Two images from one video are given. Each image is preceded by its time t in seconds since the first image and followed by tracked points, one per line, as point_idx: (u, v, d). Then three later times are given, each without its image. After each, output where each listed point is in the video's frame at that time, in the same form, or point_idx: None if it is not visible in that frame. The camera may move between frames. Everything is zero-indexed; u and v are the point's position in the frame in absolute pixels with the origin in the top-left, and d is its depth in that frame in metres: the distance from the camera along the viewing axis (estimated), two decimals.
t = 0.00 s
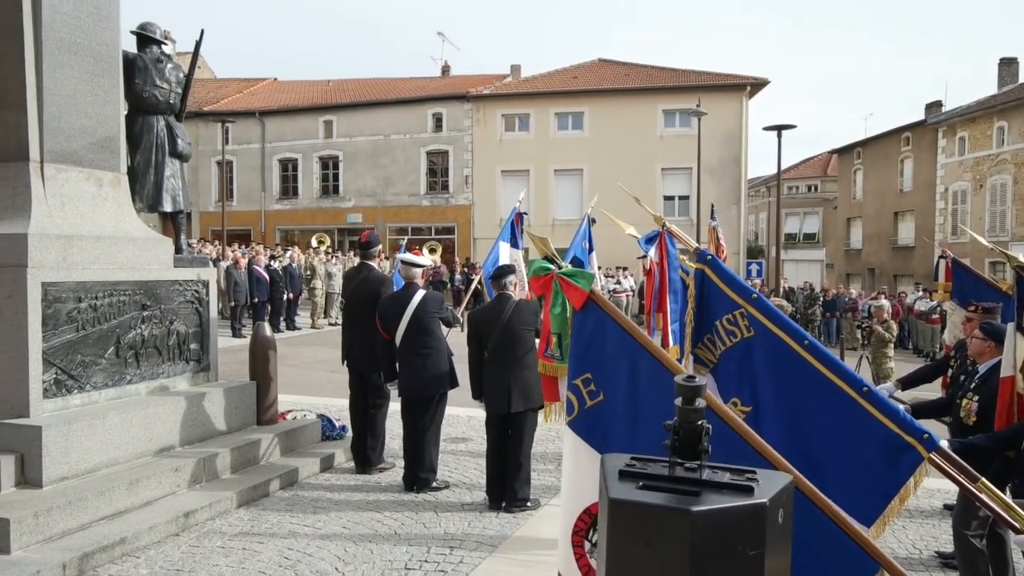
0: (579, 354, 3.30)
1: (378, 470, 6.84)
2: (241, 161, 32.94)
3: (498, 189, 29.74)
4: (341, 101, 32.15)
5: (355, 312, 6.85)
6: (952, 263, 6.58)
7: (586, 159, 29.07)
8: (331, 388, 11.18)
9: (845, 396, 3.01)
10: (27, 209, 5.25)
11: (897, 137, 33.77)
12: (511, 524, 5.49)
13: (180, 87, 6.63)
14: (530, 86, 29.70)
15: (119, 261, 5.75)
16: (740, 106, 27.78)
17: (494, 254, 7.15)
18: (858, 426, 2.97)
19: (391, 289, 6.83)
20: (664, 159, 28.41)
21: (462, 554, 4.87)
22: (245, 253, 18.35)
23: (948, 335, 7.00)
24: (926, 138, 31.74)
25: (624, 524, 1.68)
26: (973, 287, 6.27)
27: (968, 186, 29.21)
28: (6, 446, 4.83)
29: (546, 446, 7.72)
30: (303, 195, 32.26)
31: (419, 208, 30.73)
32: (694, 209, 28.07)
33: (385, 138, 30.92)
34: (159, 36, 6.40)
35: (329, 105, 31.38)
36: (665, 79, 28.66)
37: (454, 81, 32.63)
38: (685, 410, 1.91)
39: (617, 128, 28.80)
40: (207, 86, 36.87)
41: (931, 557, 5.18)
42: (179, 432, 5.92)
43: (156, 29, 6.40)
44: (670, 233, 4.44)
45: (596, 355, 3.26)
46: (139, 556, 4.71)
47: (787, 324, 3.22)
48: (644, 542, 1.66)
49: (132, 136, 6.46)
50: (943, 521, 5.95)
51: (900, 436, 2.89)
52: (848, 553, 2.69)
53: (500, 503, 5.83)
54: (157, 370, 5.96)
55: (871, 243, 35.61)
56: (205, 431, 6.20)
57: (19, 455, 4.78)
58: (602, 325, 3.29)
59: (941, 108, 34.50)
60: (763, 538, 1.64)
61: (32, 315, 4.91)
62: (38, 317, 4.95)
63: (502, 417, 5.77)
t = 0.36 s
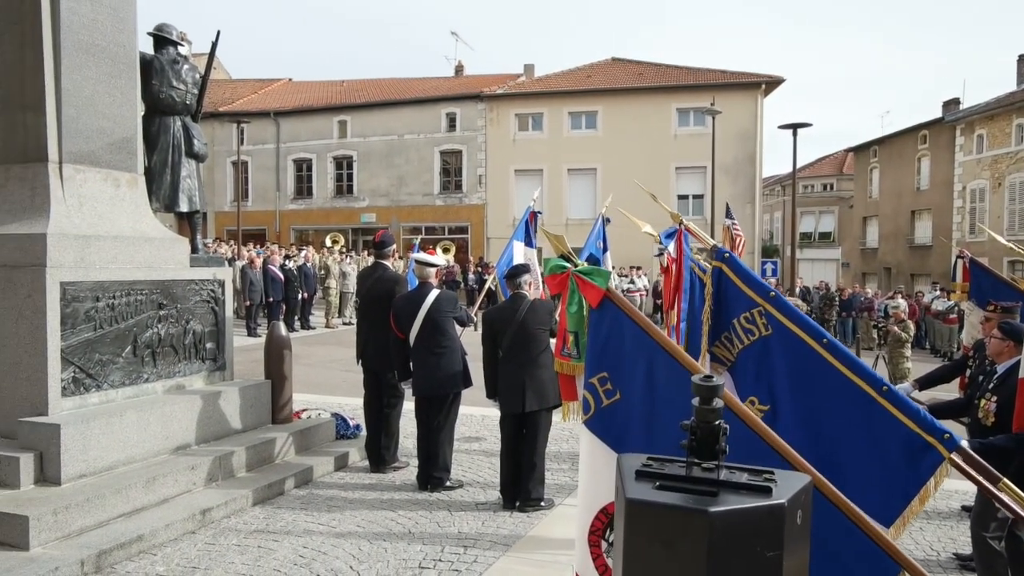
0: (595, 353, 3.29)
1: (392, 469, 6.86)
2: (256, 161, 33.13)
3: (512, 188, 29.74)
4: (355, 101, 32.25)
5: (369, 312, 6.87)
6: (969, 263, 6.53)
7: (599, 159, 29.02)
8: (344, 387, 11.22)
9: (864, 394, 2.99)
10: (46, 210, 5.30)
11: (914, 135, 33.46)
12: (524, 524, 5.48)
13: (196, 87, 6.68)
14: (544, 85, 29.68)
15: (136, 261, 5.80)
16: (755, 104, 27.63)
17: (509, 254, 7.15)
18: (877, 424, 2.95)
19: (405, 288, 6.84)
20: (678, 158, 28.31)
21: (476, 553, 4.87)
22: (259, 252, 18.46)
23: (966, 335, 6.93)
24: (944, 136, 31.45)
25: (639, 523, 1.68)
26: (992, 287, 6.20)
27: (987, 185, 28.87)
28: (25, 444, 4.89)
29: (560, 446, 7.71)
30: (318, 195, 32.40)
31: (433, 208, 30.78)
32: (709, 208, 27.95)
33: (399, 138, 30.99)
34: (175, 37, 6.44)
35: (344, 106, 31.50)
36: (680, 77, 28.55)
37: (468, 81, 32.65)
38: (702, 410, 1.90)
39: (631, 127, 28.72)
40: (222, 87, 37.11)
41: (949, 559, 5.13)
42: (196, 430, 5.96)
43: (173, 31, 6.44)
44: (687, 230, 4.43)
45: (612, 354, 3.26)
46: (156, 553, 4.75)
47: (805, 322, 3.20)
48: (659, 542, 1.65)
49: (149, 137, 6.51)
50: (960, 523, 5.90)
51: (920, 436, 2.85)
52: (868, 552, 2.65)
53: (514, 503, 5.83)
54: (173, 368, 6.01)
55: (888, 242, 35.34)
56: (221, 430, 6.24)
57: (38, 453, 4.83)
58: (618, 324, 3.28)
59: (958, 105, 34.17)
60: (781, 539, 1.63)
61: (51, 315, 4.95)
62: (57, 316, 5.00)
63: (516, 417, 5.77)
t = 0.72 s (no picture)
0: (607, 351, 3.28)
1: (401, 468, 6.87)
2: (266, 161, 33.23)
3: (521, 188, 29.72)
4: (364, 101, 32.31)
5: (379, 312, 6.88)
6: (981, 263, 6.46)
7: (608, 158, 28.99)
8: (354, 387, 11.24)
9: (880, 391, 2.97)
10: (58, 210, 5.33)
11: (926, 134, 33.23)
12: (534, 523, 5.48)
13: (207, 88, 6.71)
14: (553, 84, 29.66)
15: (148, 261, 5.83)
16: (764, 103, 27.53)
17: (518, 253, 7.15)
18: (892, 421, 2.93)
19: (415, 288, 6.84)
20: (688, 158, 28.23)
21: (486, 553, 4.87)
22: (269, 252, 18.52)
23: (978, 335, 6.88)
24: (955, 134, 31.21)
25: (652, 524, 1.68)
26: (1005, 287, 6.15)
27: (999, 183, 28.57)
28: (38, 442, 4.92)
29: (569, 446, 7.69)
30: (327, 195, 32.48)
31: (442, 208, 30.82)
32: (718, 208, 27.86)
33: (408, 138, 31.02)
34: (186, 38, 6.47)
35: (353, 106, 31.55)
36: (689, 77, 28.48)
37: (477, 80, 32.65)
38: (714, 410, 1.89)
39: (640, 127, 28.66)
40: (232, 88, 37.26)
41: (962, 560, 5.09)
42: (206, 430, 5.98)
43: (183, 31, 6.47)
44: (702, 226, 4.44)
45: (625, 352, 3.25)
46: (167, 552, 4.77)
47: (820, 318, 3.21)
48: (672, 542, 1.65)
49: (160, 138, 6.54)
50: (973, 524, 5.85)
51: (937, 433, 2.82)
52: (882, 551, 2.63)
53: (523, 503, 5.82)
54: (184, 368, 6.04)
55: (899, 241, 35.14)
56: (231, 430, 6.26)
57: (51, 451, 4.86)
58: (630, 322, 3.27)
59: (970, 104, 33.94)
60: (795, 541, 1.62)
61: (63, 313, 4.98)
62: (69, 315, 5.03)
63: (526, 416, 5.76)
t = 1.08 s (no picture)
0: (617, 347, 3.27)
1: (408, 468, 6.87)
2: (273, 161, 33.31)
3: (527, 188, 29.72)
4: (371, 101, 32.36)
5: (385, 312, 6.88)
6: (989, 263, 6.42)
7: (615, 158, 28.97)
8: (361, 386, 11.26)
9: (889, 393, 2.96)
10: (67, 210, 5.35)
11: (934, 133, 33.09)
12: (541, 523, 5.48)
13: (215, 88, 6.74)
14: (559, 84, 29.66)
15: (156, 261, 5.85)
16: (772, 103, 27.49)
17: (525, 253, 7.16)
18: (902, 422, 2.92)
19: (421, 287, 6.85)
20: (694, 157, 28.18)
21: (492, 553, 4.87)
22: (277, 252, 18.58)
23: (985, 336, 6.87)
24: (964, 134, 31.05)
25: (661, 524, 1.67)
26: (1013, 289, 6.13)
27: (1008, 183, 28.39)
28: (47, 441, 4.94)
29: (576, 446, 7.69)
30: (334, 195, 32.53)
31: (448, 208, 30.85)
32: (725, 207, 27.81)
33: (415, 138, 31.06)
34: (193, 39, 6.50)
35: (359, 106, 31.60)
36: (696, 76, 28.43)
37: (484, 80, 32.67)
38: (723, 410, 1.89)
39: (646, 127, 28.64)
40: (240, 88, 37.38)
41: (970, 562, 5.07)
42: (214, 429, 6.01)
43: (191, 32, 6.51)
44: (713, 226, 4.42)
45: (635, 350, 3.24)
46: (174, 551, 4.78)
47: (830, 320, 3.19)
48: (683, 543, 1.64)
49: (168, 138, 6.57)
50: (982, 526, 5.82)
51: (947, 435, 2.82)
52: (891, 553, 2.64)
53: (529, 503, 5.82)
54: (192, 367, 6.05)
55: (907, 241, 35.02)
56: (238, 429, 6.28)
57: (59, 450, 4.88)
58: (639, 319, 3.26)
59: (979, 103, 33.78)
60: (804, 541, 1.61)
61: (71, 313, 5.01)
62: (78, 315, 5.05)
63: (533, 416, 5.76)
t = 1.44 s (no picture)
0: (617, 350, 3.28)
1: (409, 468, 6.87)
2: (275, 161, 33.31)
3: (529, 187, 29.73)
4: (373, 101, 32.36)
5: (387, 311, 6.89)
6: (991, 262, 6.41)
7: (617, 158, 28.96)
8: (362, 386, 11.25)
9: (892, 391, 2.95)
10: (69, 209, 5.36)
11: (937, 132, 33.05)
12: (542, 523, 5.48)
13: (216, 88, 6.74)
14: (561, 84, 29.64)
15: (158, 261, 5.85)
16: (774, 102, 27.46)
17: (526, 252, 7.17)
18: (905, 421, 2.91)
19: (423, 287, 6.85)
20: (696, 157, 28.17)
21: (493, 552, 4.86)
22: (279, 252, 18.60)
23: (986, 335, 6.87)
24: (967, 133, 31.02)
25: (662, 524, 1.67)
26: (1015, 288, 6.12)
27: (1010, 182, 28.34)
28: (49, 441, 4.95)
29: (577, 445, 7.69)
30: (336, 194, 32.53)
31: (450, 207, 30.85)
32: (727, 207, 27.81)
33: (417, 137, 31.06)
34: (195, 39, 6.51)
35: (361, 106, 31.57)
36: (698, 76, 28.42)
37: (486, 80, 32.66)
38: (725, 410, 1.89)
39: (648, 126, 28.63)
40: (241, 88, 37.39)
41: (972, 562, 5.06)
42: (216, 428, 6.01)
43: (193, 32, 6.52)
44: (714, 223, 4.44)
45: (634, 352, 3.25)
46: (176, 551, 4.78)
47: (831, 318, 3.19)
48: (684, 543, 1.64)
49: (170, 138, 6.58)
50: (985, 525, 5.81)
51: (950, 433, 2.80)
52: (893, 554, 2.63)
53: (531, 502, 5.82)
54: (194, 367, 6.06)
55: (909, 241, 34.99)
56: (240, 429, 6.28)
57: (61, 450, 4.89)
58: (638, 321, 3.27)
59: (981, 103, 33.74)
60: (806, 541, 1.61)
61: (74, 313, 5.01)
62: (80, 315, 5.05)
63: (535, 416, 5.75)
